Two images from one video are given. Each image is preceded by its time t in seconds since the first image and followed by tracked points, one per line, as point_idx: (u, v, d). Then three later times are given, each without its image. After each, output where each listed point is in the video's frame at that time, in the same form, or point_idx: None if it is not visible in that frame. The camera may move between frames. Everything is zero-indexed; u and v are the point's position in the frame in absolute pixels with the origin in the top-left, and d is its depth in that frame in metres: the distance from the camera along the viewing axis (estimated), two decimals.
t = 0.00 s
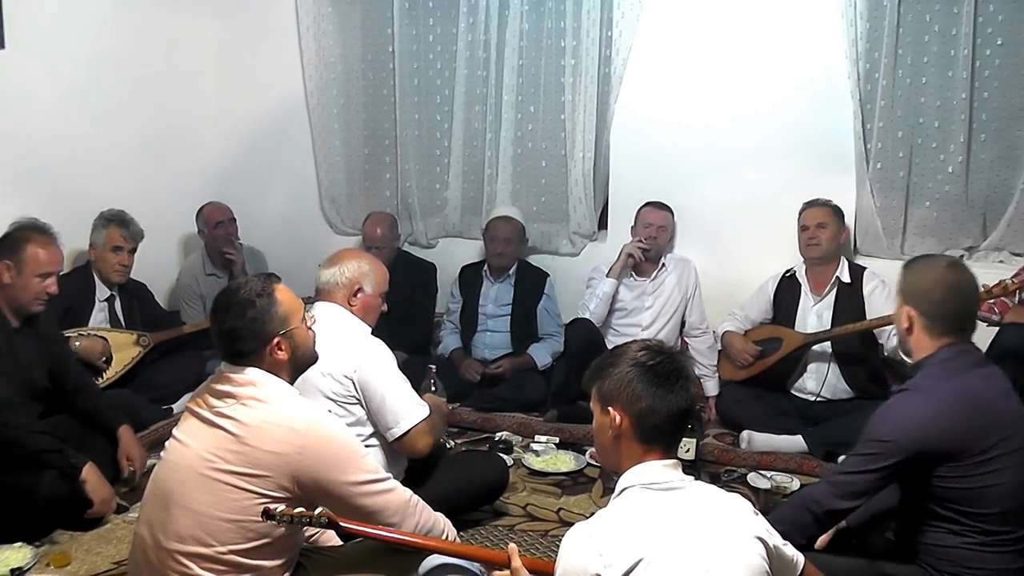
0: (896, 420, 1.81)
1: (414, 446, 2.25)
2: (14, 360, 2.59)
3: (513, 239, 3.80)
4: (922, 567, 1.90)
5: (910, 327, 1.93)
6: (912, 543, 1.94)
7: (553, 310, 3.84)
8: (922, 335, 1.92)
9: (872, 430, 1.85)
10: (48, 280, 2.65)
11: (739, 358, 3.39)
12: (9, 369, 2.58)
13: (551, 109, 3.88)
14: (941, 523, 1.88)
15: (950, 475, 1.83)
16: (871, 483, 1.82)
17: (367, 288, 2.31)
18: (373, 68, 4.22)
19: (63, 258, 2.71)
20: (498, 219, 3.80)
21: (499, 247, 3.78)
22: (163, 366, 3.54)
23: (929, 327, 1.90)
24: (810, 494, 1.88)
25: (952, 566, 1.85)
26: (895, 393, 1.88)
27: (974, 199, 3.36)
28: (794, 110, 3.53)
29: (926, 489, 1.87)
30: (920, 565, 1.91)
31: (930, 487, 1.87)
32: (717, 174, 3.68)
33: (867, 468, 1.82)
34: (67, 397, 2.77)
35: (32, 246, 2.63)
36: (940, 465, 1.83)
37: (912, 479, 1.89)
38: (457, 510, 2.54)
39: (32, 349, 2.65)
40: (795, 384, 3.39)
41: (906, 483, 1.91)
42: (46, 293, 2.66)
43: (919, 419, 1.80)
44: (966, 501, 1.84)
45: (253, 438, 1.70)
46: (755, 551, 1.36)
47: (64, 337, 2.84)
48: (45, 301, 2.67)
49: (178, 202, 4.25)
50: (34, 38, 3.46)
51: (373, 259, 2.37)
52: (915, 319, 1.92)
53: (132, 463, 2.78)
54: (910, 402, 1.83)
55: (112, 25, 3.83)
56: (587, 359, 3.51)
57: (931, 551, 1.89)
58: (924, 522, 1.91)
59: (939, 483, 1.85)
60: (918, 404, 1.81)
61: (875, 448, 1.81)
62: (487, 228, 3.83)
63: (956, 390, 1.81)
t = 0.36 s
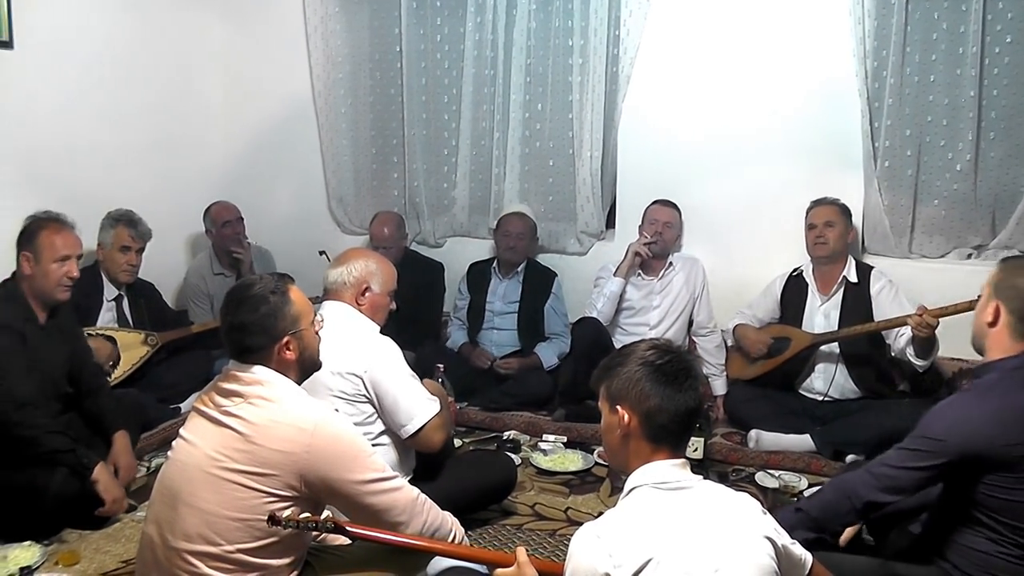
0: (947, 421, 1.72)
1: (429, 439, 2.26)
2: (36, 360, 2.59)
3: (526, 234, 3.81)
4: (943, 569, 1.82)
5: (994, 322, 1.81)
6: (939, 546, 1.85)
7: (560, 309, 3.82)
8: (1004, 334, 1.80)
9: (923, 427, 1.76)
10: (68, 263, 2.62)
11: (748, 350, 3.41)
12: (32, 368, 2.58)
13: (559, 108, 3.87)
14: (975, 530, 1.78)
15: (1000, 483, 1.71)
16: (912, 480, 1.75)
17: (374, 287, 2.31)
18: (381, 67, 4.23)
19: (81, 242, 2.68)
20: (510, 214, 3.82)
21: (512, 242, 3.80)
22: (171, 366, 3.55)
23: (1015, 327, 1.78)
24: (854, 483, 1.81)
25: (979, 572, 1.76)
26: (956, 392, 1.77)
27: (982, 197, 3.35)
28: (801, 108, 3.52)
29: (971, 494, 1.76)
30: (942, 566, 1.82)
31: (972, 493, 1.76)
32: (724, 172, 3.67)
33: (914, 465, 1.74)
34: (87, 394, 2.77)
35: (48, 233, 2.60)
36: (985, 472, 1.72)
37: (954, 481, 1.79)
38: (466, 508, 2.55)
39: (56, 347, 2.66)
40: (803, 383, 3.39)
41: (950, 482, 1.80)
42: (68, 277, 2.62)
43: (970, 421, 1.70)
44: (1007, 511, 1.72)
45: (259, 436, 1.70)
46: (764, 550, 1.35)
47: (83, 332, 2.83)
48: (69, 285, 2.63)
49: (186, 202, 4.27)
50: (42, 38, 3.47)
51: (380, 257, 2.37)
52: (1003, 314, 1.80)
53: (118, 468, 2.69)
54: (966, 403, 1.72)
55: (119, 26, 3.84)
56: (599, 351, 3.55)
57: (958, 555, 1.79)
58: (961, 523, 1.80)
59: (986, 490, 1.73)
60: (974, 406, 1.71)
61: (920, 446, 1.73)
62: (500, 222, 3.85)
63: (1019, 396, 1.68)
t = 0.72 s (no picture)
0: (976, 423, 1.70)
1: (430, 441, 2.25)
2: (59, 359, 2.59)
3: (533, 233, 3.81)
4: (954, 569, 1.80)
5: None
6: (954, 546, 1.83)
7: (567, 308, 3.82)
8: None
9: (954, 427, 1.74)
10: (82, 255, 2.62)
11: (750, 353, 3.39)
12: (55, 368, 2.58)
13: (565, 108, 3.87)
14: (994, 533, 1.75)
15: None
16: (936, 481, 1.73)
17: (381, 287, 2.31)
18: (386, 67, 4.23)
19: (95, 234, 2.68)
20: (517, 214, 3.82)
21: (518, 242, 3.79)
22: (177, 365, 3.55)
23: None
24: (886, 486, 1.81)
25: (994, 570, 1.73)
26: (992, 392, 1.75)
27: (989, 195, 3.34)
28: (806, 107, 3.52)
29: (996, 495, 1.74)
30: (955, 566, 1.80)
31: (995, 495, 1.74)
32: (730, 172, 3.67)
33: (942, 468, 1.72)
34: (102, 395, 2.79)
35: (61, 227, 2.61)
36: (1011, 475, 1.70)
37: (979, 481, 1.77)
38: (471, 508, 2.54)
39: (78, 347, 2.66)
40: (808, 383, 3.38)
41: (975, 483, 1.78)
42: (84, 269, 2.62)
43: (999, 423, 1.68)
44: None
45: (265, 436, 1.71)
46: (771, 550, 1.35)
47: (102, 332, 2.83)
48: (86, 278, 2.64)
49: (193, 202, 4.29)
50: (48, 37, 3.48)
51: (385, 258, 2.37)
52: None
53: (133, 469, 2.69)
54: (998, 404, 1.70)
55: (125, 25, 3.85)
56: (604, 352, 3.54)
57: (973, 557, 1.77)
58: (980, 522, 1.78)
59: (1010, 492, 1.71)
60: (1005, 408, 1.69)
61: (947, 447, 1.72)
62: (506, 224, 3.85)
63: None
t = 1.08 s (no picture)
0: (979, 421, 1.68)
1: (436, 440, 2.24)
2: (63, 358, 2.60)
3: (531, 233, 3.81)
4: None
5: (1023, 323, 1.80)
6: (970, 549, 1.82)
7: (567, 305, 3.82)
8: None
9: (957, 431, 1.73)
10: (82, 250, 2.63)
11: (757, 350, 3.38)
12: (60, 367, 2.58)
13: (568, 107, 3.87)
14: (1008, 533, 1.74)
15: None
16: (951, 495, 1.70)
17: (386, 287, 2.31)
18: (389, 67, 4.23)
19: (94, 231, 2.71)
20: (516, 213, 3.81)
21: (519, 241, 3.79)
22: (179, 365, 3.54)
23: None
24: (909, 502, 1.77)
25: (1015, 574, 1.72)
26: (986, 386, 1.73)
27: (992, 194, 3.32)
28: (810, 106, 3.51)
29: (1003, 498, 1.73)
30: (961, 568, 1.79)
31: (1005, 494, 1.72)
32: (734, 171, 3.67)
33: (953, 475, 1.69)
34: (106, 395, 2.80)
35: (62, 223, 2.64)
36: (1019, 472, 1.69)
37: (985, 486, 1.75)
38: (474, 507, 2.55)
39: (81, 347, 2.68)
40: (812, 381, 3.38)
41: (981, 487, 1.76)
42: (84, 264, 2.64)
43: (1004, 417, 1.66)
44: None
45: (269, 436, 1.71)
46: (775, 549, 1.35)
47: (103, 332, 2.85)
48: (87, 274, 2.65)
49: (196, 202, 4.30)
50: (50, 37, 3.49)
51: (391, 258, 2.37)
52: None
53: (138, 467, 2.71)
54: (996, 399, 1.69)
55: (127, 26, 3.86)
56: (602, 357, 3.51)
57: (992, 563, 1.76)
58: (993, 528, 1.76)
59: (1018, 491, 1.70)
60: (1006, 401, 1.68)
61: (953, 453, 1.70)
62: (504, 223, 3.84)
63: None
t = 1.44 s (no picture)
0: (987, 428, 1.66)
1: (442, 440, 2.26)
2: (54, 352, 2.62)
3: (526, 232, 3.80)
4: None
5: (992, 323, 1.81)
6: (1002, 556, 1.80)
7: (566, 301, 3.83)
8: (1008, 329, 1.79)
9: (966, 437, 1.71)
10: (72, 244, 2.68)
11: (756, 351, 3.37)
12: (52, 361, 2.60)
13: (569, 106, 3.87)
14: None
15: None
16: (985, 505, 1.66)
17: (390, 288, 2.31)
18: (390, 67, 4.23)
19: (84, 227, 2.75)
20: (510, 213, 3.81)
21: (517, 241, 3.79)
22: (180, 364, 3.54)
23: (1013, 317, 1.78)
24: (937, 522, 1.73)
25: None
26: (981, 390, 1.73)
27: (994, 193, 3.31)
28: (811, 105, 3.51)
29: None
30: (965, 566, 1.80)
31: None
32: (734, 170, 3.66)
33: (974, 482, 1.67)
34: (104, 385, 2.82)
35: (52, 220, 2.68)
36: None
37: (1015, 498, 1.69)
38: (476, 506, 2.54)
39: (71, 342, 2.69)
40: (813, 380, 3.38)
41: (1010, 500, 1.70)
42: (74, 258, 2.69)
43: (1005, 422, 1.65)
44: None
45: (271, 438, 1.70)
46: (777, 548, 1.34)
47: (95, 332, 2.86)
48: (77, 267, 2.70)
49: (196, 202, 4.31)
50: (51, 37, 3.48)
51: (395, 258, 2.37)
52: (999, 313, 1.80)
53: (139, 465, 2.70)
54: (997, 401, 1.68)
55: (128, 26, 3.86)
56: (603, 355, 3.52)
57: None
58: None
59: None
60: (1008, 404, 1.66)
61: (970, 463, 1.68)
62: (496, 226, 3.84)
63: None
